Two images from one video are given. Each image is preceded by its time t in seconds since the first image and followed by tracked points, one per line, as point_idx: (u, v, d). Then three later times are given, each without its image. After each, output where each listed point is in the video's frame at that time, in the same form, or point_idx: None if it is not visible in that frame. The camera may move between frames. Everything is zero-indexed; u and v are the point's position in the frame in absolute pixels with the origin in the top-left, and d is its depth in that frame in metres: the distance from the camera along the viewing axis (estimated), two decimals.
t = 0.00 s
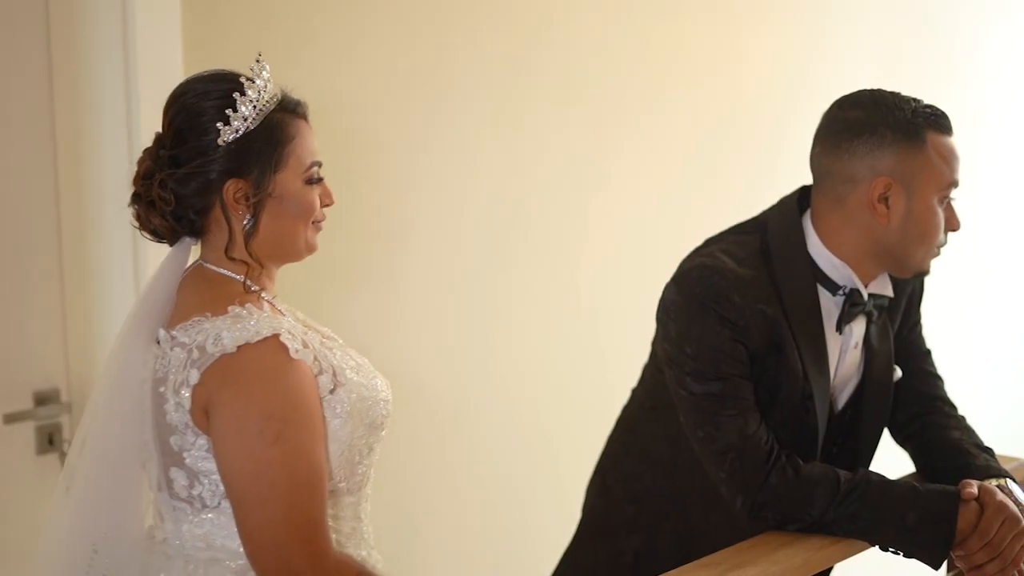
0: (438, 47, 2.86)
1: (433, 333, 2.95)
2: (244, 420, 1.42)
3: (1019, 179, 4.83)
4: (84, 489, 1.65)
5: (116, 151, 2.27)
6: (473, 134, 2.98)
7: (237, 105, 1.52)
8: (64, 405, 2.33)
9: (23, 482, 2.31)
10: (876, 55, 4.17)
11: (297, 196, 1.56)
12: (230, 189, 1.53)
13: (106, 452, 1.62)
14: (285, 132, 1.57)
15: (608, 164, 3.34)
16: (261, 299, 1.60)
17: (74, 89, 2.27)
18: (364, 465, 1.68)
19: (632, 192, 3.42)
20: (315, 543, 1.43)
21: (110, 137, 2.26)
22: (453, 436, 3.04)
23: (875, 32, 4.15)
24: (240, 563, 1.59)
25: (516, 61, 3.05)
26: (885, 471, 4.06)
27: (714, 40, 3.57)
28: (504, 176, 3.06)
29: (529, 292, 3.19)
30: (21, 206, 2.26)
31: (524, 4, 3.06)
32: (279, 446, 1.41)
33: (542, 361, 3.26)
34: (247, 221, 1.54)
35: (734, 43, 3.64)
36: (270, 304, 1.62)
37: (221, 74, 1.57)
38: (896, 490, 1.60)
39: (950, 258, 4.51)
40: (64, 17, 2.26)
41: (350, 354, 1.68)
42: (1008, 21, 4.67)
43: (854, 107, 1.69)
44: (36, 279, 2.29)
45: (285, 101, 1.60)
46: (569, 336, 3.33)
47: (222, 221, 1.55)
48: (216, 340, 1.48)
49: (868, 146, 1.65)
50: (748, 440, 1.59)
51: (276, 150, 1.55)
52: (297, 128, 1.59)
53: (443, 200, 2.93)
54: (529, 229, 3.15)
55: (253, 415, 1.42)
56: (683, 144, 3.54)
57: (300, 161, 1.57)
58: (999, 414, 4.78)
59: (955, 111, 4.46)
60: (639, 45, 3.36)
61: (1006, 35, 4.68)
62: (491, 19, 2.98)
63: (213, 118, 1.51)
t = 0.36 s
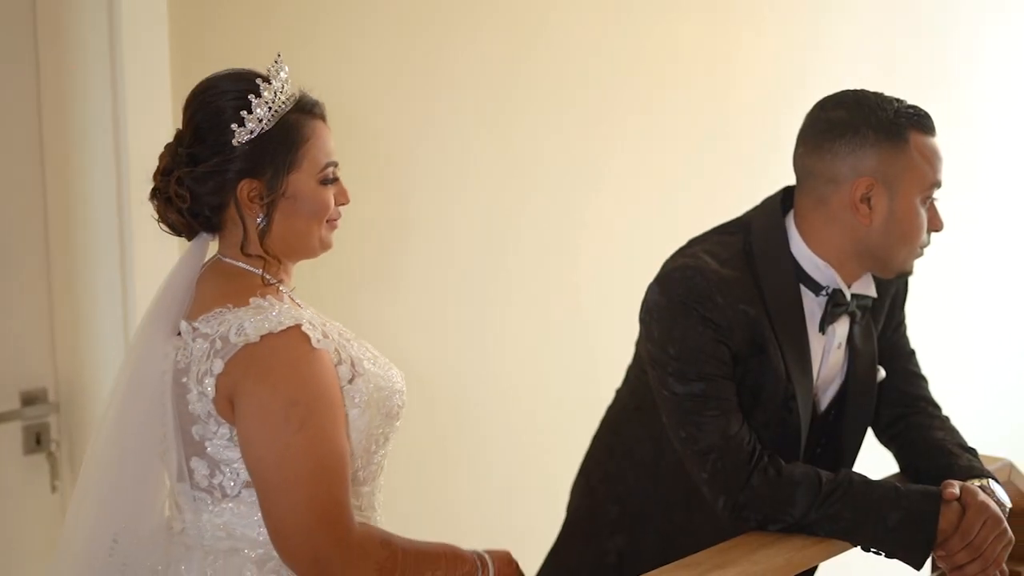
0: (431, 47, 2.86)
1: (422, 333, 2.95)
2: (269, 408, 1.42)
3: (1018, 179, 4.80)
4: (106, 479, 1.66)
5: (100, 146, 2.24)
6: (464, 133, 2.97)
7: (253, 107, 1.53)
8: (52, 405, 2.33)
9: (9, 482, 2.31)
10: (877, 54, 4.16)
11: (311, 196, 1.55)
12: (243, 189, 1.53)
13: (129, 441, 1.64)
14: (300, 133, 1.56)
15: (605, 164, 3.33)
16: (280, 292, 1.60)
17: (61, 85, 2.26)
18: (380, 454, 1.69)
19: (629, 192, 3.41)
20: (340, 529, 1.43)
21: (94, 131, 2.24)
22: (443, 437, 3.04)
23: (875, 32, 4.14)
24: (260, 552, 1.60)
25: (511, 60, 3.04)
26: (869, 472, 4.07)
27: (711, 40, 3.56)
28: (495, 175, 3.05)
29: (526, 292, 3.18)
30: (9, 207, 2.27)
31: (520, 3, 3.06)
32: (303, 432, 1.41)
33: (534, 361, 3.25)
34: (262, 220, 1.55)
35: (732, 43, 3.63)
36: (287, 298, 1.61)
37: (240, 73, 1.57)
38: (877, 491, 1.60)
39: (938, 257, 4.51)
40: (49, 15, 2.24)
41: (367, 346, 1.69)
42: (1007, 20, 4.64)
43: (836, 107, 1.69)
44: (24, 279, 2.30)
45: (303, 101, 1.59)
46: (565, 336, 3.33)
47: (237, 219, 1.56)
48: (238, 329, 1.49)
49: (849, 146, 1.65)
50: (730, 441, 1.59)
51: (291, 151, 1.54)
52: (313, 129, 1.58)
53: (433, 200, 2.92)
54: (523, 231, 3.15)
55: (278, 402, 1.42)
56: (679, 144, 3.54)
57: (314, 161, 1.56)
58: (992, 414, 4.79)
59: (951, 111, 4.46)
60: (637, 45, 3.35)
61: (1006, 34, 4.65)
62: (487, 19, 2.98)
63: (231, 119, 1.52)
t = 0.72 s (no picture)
0: (421, 47, 2.87)
1: (412, 333, 2.95)
2: (280, 396, 1.41)
3: (996, 180, 4.88)
4: (114, 465, 1.67)
5: (88, 145, 2.23)
6: (454, 134, 2.98)
7: (268, 109, 1.52)
8: (41, 405, 2.33)
9: None
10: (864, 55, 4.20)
11: (324, 198, 1.56)
12: (258, 190, 1.54)
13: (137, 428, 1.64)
14: (315, 136, 1.56)
15: (594, 164, 3.36)
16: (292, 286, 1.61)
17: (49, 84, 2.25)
18: (383, 453, 1.68)
19: (618, 192, 3.44)
20: (355, 515, 1.42)
21: (81, 130, 2.23)
22: (433, 436, 3.04)
23: (861, 33, 4.18)
24: (261, 545, 1.60)
25: (500, 61, 3.06)
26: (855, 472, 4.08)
27: (699, 41, 3.59)
28: (485, 176, 3.07)
29: (516, 292, 3.20)
30: None
31: (510, 5, 3.08)
32: (315, 421, 1.40)
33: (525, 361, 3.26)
34: (274, 221, 1.55)
35: (719, 45, 3.66)
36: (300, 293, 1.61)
37: (259, 74, 1.57)
38: (861, 492, 1.60)
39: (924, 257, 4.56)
40: (37, 15, 2.24)
41: (376, 344, 1.70)
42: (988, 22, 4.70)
43: (819, 107, 1.69)
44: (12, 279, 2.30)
45: (320, 104, 1.59)
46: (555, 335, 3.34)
47: (251, 217, 1.57)
48: (249, 321, 1.48)
49: (833, 146, 1.65)
50: (714, 441, 1.59)
51: (305, 153, 1.55)
52: (328, 131, 1.58)
53: (424, 200, 2.93)
54: (512, 230, 3.16)
55: (289, 392, 1.41)
56: (668, 145, 3.56)
57: (329, 164, 1.56)
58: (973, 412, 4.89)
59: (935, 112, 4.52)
60: (624, 46, 3.38)
61: (987, 38, 4.74)
62: (477, 19, 3.00)
63: (247, 121, 1.52)
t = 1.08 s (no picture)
0: (414, 47, 2.86)
1: (406, 332, 2.95)
2: (300, 388, 1.41)
3: (994, 178, 4.89)
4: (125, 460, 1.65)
5: (78, 143, 2.22)
6: (448, 134, 2.97)
7: (283, 109, 1.52)
8: (32, 405, 2.32)
9: None
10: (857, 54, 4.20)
11: (336, 197, 1.55)
12: (271, 188, 1.54)
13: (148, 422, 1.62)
14: (329, 136, 1.56)
15: (588, 164, 3.35)
16: (305, 283, 1.61)
17: (39, 82, 2.24)
18: (395, 445, 1.67)
19: (613, 192, 3.43)
20: (379, 502, 1.42)
21: (71, 131, 2.23)
22: (428, 435, 3.03)
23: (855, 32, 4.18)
24: (275, 538, 1.59)
25: (494, 61, 3.06)
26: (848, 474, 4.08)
27: (692, 40, 3.59)
28: (479, 176, 3.07)
29: (510, 291, 3.20)
30: None
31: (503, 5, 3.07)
32: (332, 409, 1.40)
33: (519, 360, 3.25)
34: (286, 219, 1.55)
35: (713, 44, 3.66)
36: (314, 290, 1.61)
37: (277, 72, 1.57)
38: (848, 493, 1.60)
39: (915, 259, 4.56)
40: (26, 16, 2.24)
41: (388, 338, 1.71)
42: (982, 22, 4.72)
43: (806, 107, 1.70)
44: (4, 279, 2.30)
45: (335, 104, 1.59)
46: (549, 335, 3.34)
47: (263, 215, 1.57)
48: (263, 314, 1.48)
49: (818, 146, 1.65)
50: (701, 442, 1.58)
51: (319, 153, 1.54)
52: (342, 132, 1.58)
53: (417, 200, 2.93)
54: (506, 229, 3.16)
55: (305, 383, 1.41)
56: (662, 144, 3.56)
57: (342, 164, 1.56)
58: (969, 412, 4.90)
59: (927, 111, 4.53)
60: (618, 46, 3.38)
61: (982, 37, 4.73)
62: (470, 18, 2.99)
63: (262, 119, 1.52)
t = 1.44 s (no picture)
0: (409, 46, 2.86)
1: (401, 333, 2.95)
2: (333, 392, 1.42)
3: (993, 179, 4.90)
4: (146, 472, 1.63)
5: (71, 143, 2.22)
6: (443, 134, 2.97)
7: (299, 109, 1.52)
8: (25, 405, 2.32)
9: None
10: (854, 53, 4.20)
11: (352, 198, 1.56)
12: (286, 189, 1.54)
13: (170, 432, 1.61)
14: (345, 136, 1.56)
15: (584, 164, 3.35)
16: (322, 285, 1.60)
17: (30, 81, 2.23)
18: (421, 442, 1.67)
19: (609, 192, 3.43)
20: (421, 496, 1.44)
21: (63, 130, 2.22)
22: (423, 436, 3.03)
23: (852, 31, 4.18)
24: (312, 540, 1.60)
25: (490, 61, 3.05)
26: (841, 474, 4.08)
27: (689, 40, 3.59)
28: (475, 176, 3.06)
29: (506, 292, 3.19)
30: None
31: (499, 5, 3.06)
32: (362, 405, 1.41)
33: (514, 361, 3.25)
34: (302, 220, 1.55)
35: (709, 44, 3.66)
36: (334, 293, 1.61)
37: (292, 73, 1.57)
38: (838, 493, 1.60)
39: (914, 259, 4.57)
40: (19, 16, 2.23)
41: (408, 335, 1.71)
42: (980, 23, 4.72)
43: (788, 104, 1.74)
44: None
45: (350, 105, 1.59)
46: (545, 335, 3.34)
47: (279, 216, 1.57)
48: (289, 318, 1.48)
49: (791, 142, 1.69)
50: (692, 442, 1.58)
51: (335, 153, 1.55)
52: (358, 132, 1.58)
53: (412, 200, 2.93)
54: (502, 228, 3.15)
55: (335, 385, 1.42)
56: (658, 144, 3.56)
57: (358, 165, 1.56)
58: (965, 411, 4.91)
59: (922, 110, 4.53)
60: (614, 46, 3.37)
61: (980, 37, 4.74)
62: (467, 18, 2.98)
63: (277, 119, 1.52)
